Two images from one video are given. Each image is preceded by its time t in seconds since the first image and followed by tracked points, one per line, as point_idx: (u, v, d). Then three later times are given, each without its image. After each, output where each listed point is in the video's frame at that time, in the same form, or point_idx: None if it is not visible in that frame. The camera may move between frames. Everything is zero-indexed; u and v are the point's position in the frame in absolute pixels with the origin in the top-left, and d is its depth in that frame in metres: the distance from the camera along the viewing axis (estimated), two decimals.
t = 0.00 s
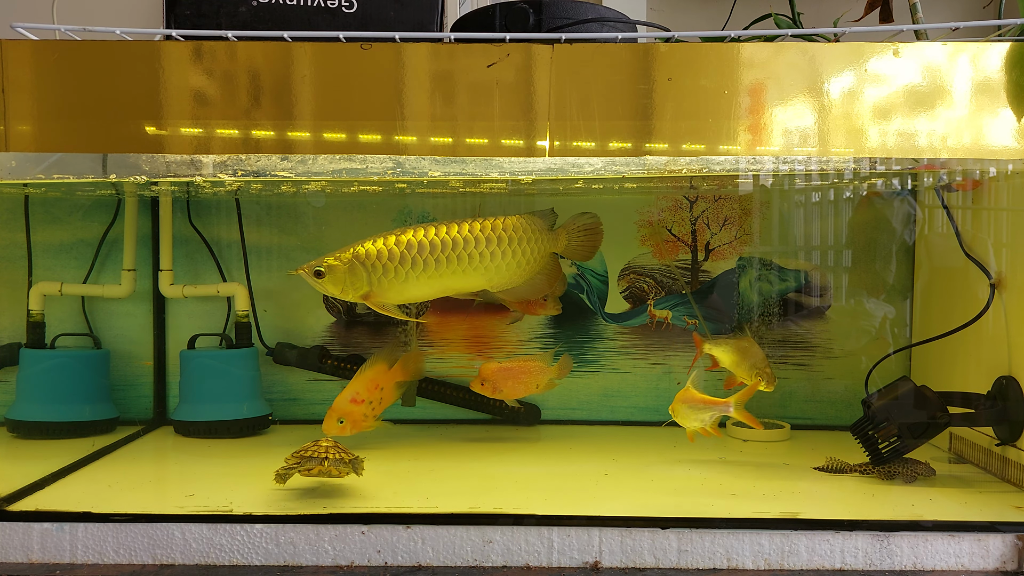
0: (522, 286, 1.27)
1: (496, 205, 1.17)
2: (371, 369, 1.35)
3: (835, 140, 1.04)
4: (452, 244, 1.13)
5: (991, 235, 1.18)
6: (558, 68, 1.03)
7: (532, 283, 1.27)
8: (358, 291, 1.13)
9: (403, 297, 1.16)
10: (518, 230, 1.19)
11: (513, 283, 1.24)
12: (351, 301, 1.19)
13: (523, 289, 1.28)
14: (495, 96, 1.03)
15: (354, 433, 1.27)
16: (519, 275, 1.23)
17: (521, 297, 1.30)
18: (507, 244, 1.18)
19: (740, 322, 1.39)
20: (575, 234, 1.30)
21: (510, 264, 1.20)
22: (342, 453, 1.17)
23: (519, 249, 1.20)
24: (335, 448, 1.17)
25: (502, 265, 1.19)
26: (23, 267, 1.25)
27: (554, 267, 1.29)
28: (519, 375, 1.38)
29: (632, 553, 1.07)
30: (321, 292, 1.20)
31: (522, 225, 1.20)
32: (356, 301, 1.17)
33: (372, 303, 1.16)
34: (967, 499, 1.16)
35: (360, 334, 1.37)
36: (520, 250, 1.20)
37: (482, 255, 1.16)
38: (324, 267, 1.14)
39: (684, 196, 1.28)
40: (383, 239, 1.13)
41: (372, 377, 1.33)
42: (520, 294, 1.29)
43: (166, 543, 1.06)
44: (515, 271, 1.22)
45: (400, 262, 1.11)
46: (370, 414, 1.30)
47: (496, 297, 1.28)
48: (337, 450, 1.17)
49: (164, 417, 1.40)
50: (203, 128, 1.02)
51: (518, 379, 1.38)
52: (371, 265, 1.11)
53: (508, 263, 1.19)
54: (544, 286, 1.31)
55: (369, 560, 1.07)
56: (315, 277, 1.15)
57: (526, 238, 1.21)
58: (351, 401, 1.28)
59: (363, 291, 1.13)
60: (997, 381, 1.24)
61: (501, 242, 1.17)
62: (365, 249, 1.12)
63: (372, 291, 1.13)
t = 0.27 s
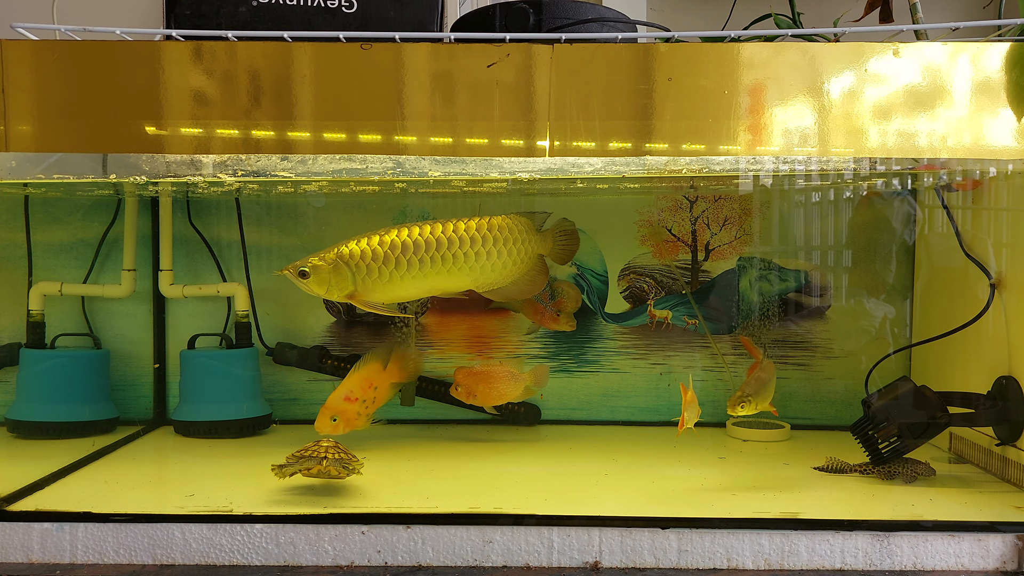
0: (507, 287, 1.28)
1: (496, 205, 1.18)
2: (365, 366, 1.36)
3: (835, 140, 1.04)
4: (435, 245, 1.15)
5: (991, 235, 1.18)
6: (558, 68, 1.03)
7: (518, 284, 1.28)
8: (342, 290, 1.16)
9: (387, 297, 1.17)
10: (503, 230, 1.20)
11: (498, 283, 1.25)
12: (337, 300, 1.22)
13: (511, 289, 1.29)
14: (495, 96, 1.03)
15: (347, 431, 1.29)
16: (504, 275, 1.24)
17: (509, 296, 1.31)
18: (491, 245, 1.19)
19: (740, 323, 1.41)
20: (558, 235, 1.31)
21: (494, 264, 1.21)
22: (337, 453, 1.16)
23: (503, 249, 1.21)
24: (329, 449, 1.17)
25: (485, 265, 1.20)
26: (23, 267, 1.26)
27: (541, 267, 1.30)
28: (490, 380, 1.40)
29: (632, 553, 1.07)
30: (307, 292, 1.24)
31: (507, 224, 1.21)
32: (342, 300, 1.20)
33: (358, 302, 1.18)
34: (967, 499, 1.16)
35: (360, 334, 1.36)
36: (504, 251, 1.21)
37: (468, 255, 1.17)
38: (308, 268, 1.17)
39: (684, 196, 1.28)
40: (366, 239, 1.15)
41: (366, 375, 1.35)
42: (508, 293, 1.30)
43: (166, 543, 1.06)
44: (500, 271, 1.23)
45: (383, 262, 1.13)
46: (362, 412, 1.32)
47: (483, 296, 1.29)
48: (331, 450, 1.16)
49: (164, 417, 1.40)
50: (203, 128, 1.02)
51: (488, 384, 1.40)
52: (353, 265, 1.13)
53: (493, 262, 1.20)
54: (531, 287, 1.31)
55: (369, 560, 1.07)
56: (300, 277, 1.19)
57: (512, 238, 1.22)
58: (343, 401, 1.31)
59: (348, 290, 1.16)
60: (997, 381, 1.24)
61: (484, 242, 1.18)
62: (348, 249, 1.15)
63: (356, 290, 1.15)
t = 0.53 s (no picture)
0: (495, 287, 1.28)
1: (496, 204, 1.19)
2: (361, 364, 1.35)
3: (835, 140, 1.04)
4: (419, 244, 1.15)
5: (991, 235, 1.19)
6: (558, 68, 1.03)
7: (506, 284, 1.28)
8: (326, 289, 1.15)
9: (372, 297, 1.17)
10: (488, 230, 1.20)
11: (486, 283, 1.25)
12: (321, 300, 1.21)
13: (498, 289, 1.29)
14: (494, 96, 1.03)
15: (345, 430, 1.30)
16: (490, 275, 1.24)
17: (497, 296, 1.31)
18: (476, 244, 1.19)
19: (741, 322, 1.39)
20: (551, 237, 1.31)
21: (480, 265, 1.21)
22: (334, 453, 1.17)
23: (489, 249, 1.20)
24: (324, 450, 1.17)
25: (471, 265, 1.20)
26: (23, 267, 1.27)
27: (532, 268, 1.29)
28: (470, 386, 1.40)
29: (632, 553, 1.07)
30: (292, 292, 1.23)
31: (493, 224, 1.20)
32: (326, 300, 1.20)
33: (343, 301, 1.18)
34: (967, 499, 1.16)
35: (360, 333, 1.36)
36: (490, 251, 1.21)
37: (453, 254, 1.17)
38: (293, 268, 1.16)
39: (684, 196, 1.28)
40: (350, 239, 1.14)
41: (362, 372, 1.34)
42: (495, 294, 1.30)
43: (166, 543, 1.06)
44: (487, 271, 1.22)
45: (367, 262, 1.13)
46: (360, 409, 1.32)
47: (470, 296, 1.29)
48: (326, 451, 1.17)
49: (164, 417, 1.40)
50: (203, 128, 1.02)
51: (467, 392, 1.39)
52: (337, 265, 1.13)
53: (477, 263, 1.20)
54: (519, 287, 1.31)
55: (369, 560, 1.07)
56: (285, 277, 1.18)
57: (498, 238, 1.21)
58: (342, 399, 1.31)
59: (332, 290, 1.15)
60: (997, 381, 1.24)
61: (470, 241, 1.18)
62: (333, 249, 1.14)
63: (339, 290, 1.15)
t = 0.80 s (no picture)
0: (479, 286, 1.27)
1: (496, 204, 1.20)
2: (357, 363, 1.35)
3: (835, 140, 1.04)
4: (404, 245, 1.14)
5: (991, 235, 1.19)
6: (558, 68, 1.03)
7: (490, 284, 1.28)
8: (311, 289, 1.14)
9: (358, 297, 1.16)
10: (473, 230, 1.19)
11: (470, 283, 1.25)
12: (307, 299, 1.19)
13: (482, 288, 1.28)
14: (494, 96, 1.03)
15: (344, 429, 1.28)
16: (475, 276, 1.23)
17: (481, 294, 1.30)
18: (461, 244, 1.18)
19: (741, 324, 1.41)
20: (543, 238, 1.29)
21: (465, 265, 1.20)
22: (332, 455, 1.16)
23: (474, 250, 1.20)
24: (322, 451, 1.17)
25: (457, 265, 1.19)
26: (23, 267, 1.27)
27: (519, 268, 1.29)
28: (458, 390, 1.40)
29: (632, 553, 1.07)
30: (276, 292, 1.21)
31: (478, 224, 1.19)
32: (312, 299, 1.18)
33: (328, 301, 1.17)
34: (967, 499, 1.16)
35: (360, 333, 1.36)
36: (475, 251, 1.20)
37: (438, 254, 1.16)
38: (277, 268, 1.14)
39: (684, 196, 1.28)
40: (335, 239, 1.13)
41: (358, 370, 1.33)
42: (479, 292, 1.29)
43: (166, 543, 1.06)
44: (471, 271, 1.22)
45: (352, 262, 1.12)
46: (359, 407, 1.31)
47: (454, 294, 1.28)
48: (324, 453, 1.16)
49: (163, 417, 1.39)
50: (204, 128, 1.02)
51: (454, 397, 1.40)
52: (322, 265, 1.12)
53: (462, 263, 1.19)
54: (503, 287, 1.31)
55: (369, 560, 1.07)
56: (270, 277, 1.16)
57: (483, 238, 1.20)
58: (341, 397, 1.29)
59: (317, 290, 1.14)
60: (997, 381, 1.24)
61: (454, 241, 1.17)
62: (318, 249, 1.13)
63: (325, 290, 1.14)
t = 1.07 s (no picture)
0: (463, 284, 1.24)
1: (496, 204, 1.19)
2: (357, 362, 1.34)
3: (835, 140, 1.04)
4: (387, 244, 1.12)
5: (991, 235, 1.19)
6: (558, 68, 1.03)
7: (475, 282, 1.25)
8: (295, 290, 1.13)
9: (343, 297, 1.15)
10: (457, 230, 1.17)
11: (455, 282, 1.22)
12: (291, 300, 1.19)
13: (466, 287, 1.26)
14: (494, 96, 1.03)
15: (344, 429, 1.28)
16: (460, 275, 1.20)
17: (466, 292, 1.28)
18: (446, 243, 1.15)
19: (742, 321, 1.37)
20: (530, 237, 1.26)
21: (449, 264, 1.17)
22: (328, 457, 1.15)
23: (458, 248, 1.17)
24: (319, 453, 1.16)
25: (441, 265, 1.16)
26: (23, 267, 1.26)
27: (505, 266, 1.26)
28: (452, 394, 1.40)
29: (632, 553, 1.07)
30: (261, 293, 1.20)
31: (462, 224, 1.17)
32: (297, 300, 1.17)
33: (314, 301, 1.16)
34: (967, 499, 1.16)
35: (359, 333, 1.36)
36: (460, 250, 1.17)
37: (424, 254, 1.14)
38: (262, 269, 1.14)
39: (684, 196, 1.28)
40: (320, 240, 1.12)
41: (357, 369, 1.33)
42: (463, 291, 1.27)
43: (166, 543, 1.06)
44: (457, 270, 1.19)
45: (336, 262, 1.11)
46: (358, 407, 1.30)
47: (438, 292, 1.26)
48: (320, 455, 1.15)
49: (163, 417, 1.40)
50: (204, 128, 1.02)
51: (446, 402, 1.39)
52: (306, 265, 1.11)
53: (448, 262, 1.17)
54: (489, 285, 1.28)
55: (369, 560, 1.07)
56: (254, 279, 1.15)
57: (468, 237, 1.18)
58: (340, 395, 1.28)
59: (301, 290, 1.13)
60: (997, 381, 1.24)
61: (439, 240, 1.15)
62: (302, 249, 1.12)
63: (309, 290, 1.12)
